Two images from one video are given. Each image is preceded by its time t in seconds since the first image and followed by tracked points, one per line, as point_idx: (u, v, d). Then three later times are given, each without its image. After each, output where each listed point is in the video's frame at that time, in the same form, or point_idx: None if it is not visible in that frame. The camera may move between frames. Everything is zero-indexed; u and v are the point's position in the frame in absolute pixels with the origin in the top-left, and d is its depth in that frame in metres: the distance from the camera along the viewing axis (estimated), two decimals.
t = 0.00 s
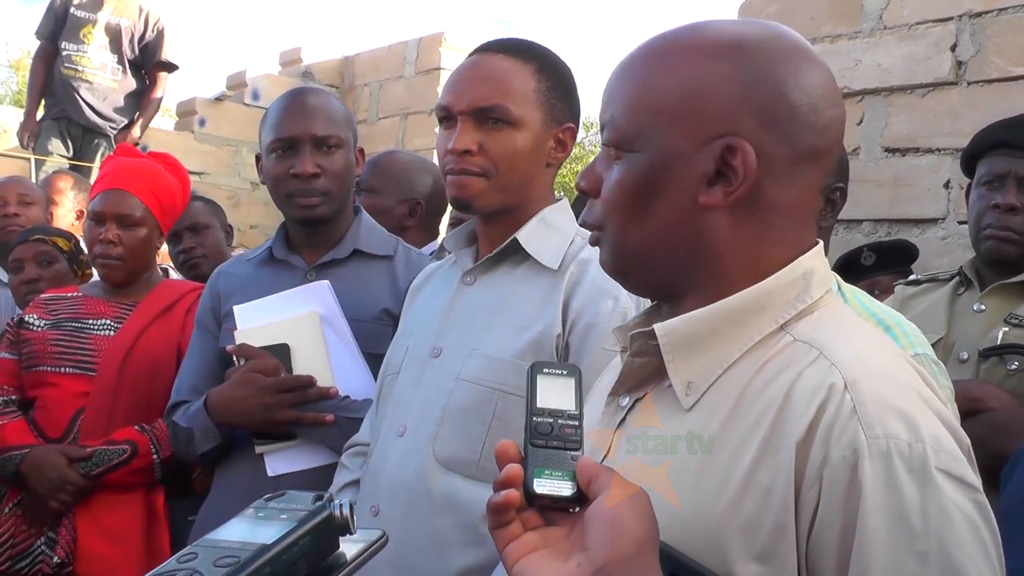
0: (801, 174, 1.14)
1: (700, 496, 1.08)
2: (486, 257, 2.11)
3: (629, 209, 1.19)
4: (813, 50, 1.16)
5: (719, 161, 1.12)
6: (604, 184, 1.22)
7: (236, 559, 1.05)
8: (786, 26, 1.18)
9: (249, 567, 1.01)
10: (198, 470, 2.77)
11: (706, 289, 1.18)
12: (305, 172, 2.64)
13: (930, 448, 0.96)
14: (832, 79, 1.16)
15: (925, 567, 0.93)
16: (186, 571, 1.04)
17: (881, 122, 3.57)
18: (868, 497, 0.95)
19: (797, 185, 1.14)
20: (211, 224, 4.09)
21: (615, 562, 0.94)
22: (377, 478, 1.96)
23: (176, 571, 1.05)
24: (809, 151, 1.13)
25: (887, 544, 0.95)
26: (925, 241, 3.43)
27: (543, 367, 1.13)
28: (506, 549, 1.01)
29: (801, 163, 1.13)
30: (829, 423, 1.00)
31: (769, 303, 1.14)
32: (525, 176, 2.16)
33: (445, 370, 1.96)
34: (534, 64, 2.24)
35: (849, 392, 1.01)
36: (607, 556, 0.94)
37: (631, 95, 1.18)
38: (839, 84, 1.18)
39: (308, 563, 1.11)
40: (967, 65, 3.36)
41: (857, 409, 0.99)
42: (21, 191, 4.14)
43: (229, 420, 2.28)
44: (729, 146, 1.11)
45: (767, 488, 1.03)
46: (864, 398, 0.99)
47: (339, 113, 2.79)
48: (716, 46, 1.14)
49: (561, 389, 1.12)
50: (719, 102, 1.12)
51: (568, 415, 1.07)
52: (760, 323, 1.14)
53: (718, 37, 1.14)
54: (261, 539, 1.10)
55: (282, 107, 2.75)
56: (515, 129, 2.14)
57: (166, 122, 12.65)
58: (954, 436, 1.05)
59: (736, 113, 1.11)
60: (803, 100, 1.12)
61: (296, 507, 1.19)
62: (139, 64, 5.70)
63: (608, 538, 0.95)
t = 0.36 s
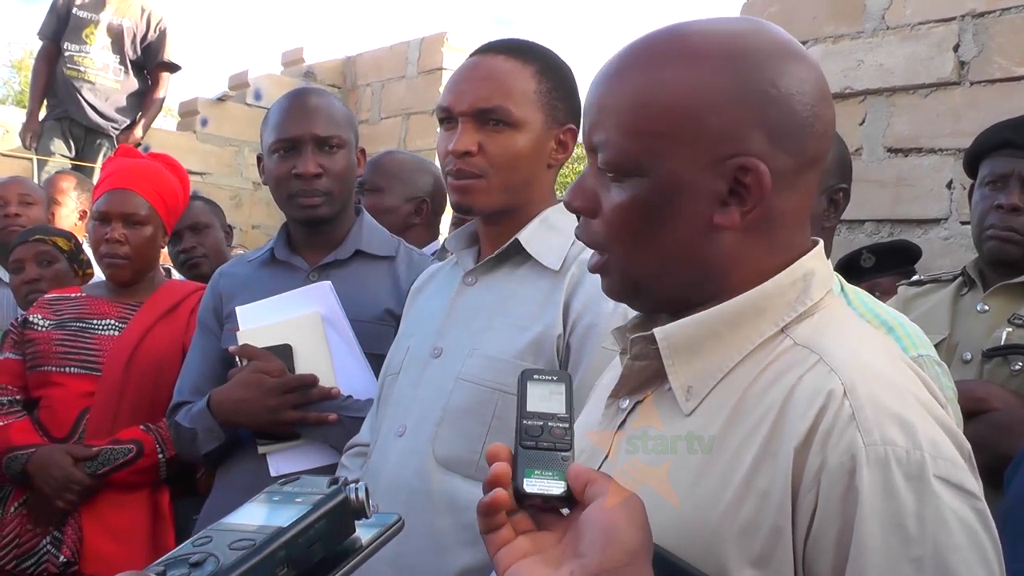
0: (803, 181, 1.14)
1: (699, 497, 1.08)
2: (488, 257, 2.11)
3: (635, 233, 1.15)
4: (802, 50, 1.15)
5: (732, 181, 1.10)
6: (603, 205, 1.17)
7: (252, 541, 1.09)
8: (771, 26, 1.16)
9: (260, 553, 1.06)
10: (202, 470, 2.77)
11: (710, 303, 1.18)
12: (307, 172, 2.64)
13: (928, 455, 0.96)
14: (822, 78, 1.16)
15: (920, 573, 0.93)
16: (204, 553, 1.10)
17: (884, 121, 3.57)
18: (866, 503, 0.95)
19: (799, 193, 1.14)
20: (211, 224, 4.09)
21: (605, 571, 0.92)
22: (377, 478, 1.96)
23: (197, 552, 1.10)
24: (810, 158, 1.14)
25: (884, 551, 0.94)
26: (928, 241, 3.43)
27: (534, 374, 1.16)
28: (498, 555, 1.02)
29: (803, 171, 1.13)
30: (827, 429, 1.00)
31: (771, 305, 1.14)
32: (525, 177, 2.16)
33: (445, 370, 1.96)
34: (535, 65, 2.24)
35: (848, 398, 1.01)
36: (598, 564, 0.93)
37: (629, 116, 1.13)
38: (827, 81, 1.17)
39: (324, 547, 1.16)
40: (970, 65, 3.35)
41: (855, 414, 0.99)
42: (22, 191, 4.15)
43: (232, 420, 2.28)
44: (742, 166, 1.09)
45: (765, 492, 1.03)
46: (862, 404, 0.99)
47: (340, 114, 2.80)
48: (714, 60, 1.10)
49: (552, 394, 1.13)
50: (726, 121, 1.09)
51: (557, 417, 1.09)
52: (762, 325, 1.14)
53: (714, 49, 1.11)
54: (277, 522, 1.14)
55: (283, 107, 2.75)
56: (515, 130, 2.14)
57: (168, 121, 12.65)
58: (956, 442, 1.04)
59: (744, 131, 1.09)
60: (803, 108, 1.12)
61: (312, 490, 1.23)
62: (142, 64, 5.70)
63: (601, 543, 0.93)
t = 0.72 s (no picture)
0: (823, 187, 1.15)
1: (710, 503, 1.08)
2: (488, 257, 2.10)
3: (659, 242, 1.14)
4: (820, 54, 1.15)
5: (760, 191, 1.10)
6: (623, 213, 1.16)
7: (281, 529, 1.07)
8: (789, 29, 1.15)
9: (293, 539, 1.04)
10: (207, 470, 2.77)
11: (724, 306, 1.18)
12: (309, 173, 2.64)
13: (945, 462, 0.96)
14: (840, 82, 1.16)
15: None
16: (232, 543, 1.05)
17: (887, 121, 3.56)
18: (884, 511, 0.95)
19: (819, 198, 1.15)
20: (211, 225, 4.09)
21: (613, 567, 0.92)
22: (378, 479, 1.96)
23: (226, 541, 1.07)
24: (829, 164, 1.14)
25: (901, 558, 0.94)
26: (931, 240, 3.42)
27: (541, 363, 1.16)
28: (504, 552, 1.01)
29: (824, 177, 1.14)
30: (844, 436, 1.00)
31: (782, 308, 1.14)
32: (527, 177, 2.16)
33: (446, 371, 1.96)
34: (536, 64, 2.23)
35: (866, 405, 1.00)
36: (607, 560, 0.92)
37: (655, 124, 1.11)
38: (843, 83, 1.18)
39: (351, 536, 1.15)
40: (973, 64, 3.34)
41: (873, 422, 0.99)
42: (26, 193, 4.16)
43: (236, 421, 2.29)
44: (772, 176, 1.09)
45: (781, 498, 1.02)
46: (880, 412, 0.99)
47: (342, 115, 2.80)
48: (742, 67, 1.09)
49: (560, 385, 1.14)
50: (756, 132, 1.08)
51: (565, 409, 1.10)
52: (775, 329, 1.14)
53: (741, 55, 1.10)
54: (306, 511, 1.12)
55: (285, 108, 2.75)
56: (516, 130, 2.14)
57: (170, 122, 12.68)
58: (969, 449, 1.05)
59: (773, 140, 1.09)
60: (826, 114, 1.12)
61: (339, 480, 1.23)
62: (145, 64, 5.71)
63: (608, 540, 0.93)
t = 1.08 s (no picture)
0: (809, 180, 1.14)
1: (709, 504, 1.07)
2: (487, 257, 2.10)
3: (640, 234, 1.15)
4: (808, 48, 1.15)
5: (736, 181, 1.10)
6: (607, 205, 1.17)
7: (283, 532, 1.06)
8: (777, 25, 1.15)
9: (296, 542, 1.03)
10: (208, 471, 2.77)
11: (722, 304, 1.17)
12: (308, 173, 2.64)
13: (943, 461, 0.96)
14: (829, 77, 1.15)
15: None
16: (233, 546, 1.05)
17: (888, 120, 3.55)
18: (881, 510, 0.95)
19: (803, 191, 1.14)
20: (210, 226, 4.08)
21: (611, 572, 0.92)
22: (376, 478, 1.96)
23: (227, 544, 1.06)
24: (815, 157, 1.13)
25: (899, 558, 0.94)
26: (932, 239, 3.41)
27: (536, 364, 1.15)
28: (500, 561, 1.01)
29: (808, 170, 1.13)
30: (841, 435, 1.00)
31: (781, 308, 1.14)
32: (526, 175, 2.16)
33: (444, 370, 1.96)
34: (536, 62, 2.23)
35: (862, 404, 1.00)
36: (604, 564, 0.92)
37: (633, 115, 1.12)
38: (835, 79, 1.16)
39: (355, 538, 1.14)
40: (973, 63, 3.34)
41: (870, 421, 0.99)
42: (26, 193, 4.16)
43: (235, 422, 2.28)
44: (745, 166, 1.09)
45: (779, 499, 1.02)
46: (877, 410, 0.99)
47: (341, 114, 2.79)
48: (719, 59, 1.10)
49: (554, 387, 1.14)
50: (730, 121, 1.09)
51: (560, 411, 1.09)
52: (773, 329, 1.14)
53: (719, 47, 1.10)
54: (307, 513, 1.12)
55: (284, 108, 2.74)
56: (516, 128, 2.14)
57: (170, 122, 12.66)
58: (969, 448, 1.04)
59: (749, 130, 1.09)
60: (809, 107, 1.11)
61: (341, 484, 1.22)
62: (145, 65, 5.71)
63: (605, 543, 0.93)
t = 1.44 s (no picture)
0: (818, 168, 1.14)
1: (706, 506, 1.06)
2: (483, 256, 2.09)
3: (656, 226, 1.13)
4: (809, 40, 1.16)
5: (754, 168, 1.10)
6: (618, 200, 1.16)
7: (261, 529, 1.06)
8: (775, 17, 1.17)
9: (272, 540, 1.03)
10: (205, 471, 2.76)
11: (726, 300, 1.16)
12: (302, 171, 2.63)
13: (943, 462, 0.95)
14: (828, 67, 1.17)
15: None
16: (210, 542, 1.04)
17: (887, 119, 3.54)
18: (880, 511, 0.94)
19: (814, 178, 1.14)
20: (206, 224, 4.08)
21: None
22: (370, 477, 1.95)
23: (204, 540, 1.06)
24: (823, 145, 1.14)
25: (899, 559, 0.93)
26: (931, 238, 3.40)
27: (522, 366, 1.16)
28: (484, 564, 1.01)
29: (819, 157, 1.14)
30: (840, 436, 0.99)
31: (780, 307, 1.13)
32: (524, 173, 2.15)
33: (439, 369, 1.95)
34: (535, 60, 2.22)
35: (862, 404, 1.00)
36: (588, 569, 0.91)
37: (645, 106, 1.12)
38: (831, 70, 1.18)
39: (333, 537, 1.14)
40: (972, 62, 3.33)
41: (869, 421, 0.98)
42: (22, 191, 4.15)
43: (229, 422, 2.28)
44: (764, 150, 1.09)
45: (777, 501, 1.02)
46: (877, 411, 0.98)
47: (336, 111, 2.78)
48: (729, 48, 1.10)
49: (539, 388, 1.14)
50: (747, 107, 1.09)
51: (545, 413, 1.09)
52: (771, 329, 1.13)
53: (727, 36, 1.11)
54: (286, 511, 1.12)
55: (278, 105, 2.74)
56: (514, 126, 2.13)
57: (168, 121, 12.65)
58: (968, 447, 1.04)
59: (765, 115, 1.09)
60: (818, 93, 1.12)
61: (321, 482, 1.21)
62: (143, 62, 5.70)
63: (590, 549, 0.92)
